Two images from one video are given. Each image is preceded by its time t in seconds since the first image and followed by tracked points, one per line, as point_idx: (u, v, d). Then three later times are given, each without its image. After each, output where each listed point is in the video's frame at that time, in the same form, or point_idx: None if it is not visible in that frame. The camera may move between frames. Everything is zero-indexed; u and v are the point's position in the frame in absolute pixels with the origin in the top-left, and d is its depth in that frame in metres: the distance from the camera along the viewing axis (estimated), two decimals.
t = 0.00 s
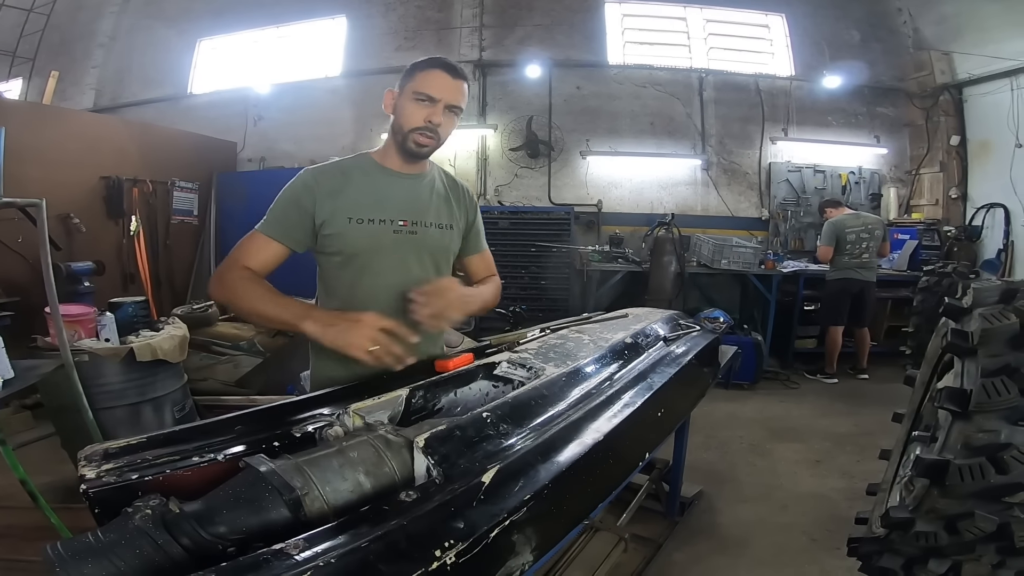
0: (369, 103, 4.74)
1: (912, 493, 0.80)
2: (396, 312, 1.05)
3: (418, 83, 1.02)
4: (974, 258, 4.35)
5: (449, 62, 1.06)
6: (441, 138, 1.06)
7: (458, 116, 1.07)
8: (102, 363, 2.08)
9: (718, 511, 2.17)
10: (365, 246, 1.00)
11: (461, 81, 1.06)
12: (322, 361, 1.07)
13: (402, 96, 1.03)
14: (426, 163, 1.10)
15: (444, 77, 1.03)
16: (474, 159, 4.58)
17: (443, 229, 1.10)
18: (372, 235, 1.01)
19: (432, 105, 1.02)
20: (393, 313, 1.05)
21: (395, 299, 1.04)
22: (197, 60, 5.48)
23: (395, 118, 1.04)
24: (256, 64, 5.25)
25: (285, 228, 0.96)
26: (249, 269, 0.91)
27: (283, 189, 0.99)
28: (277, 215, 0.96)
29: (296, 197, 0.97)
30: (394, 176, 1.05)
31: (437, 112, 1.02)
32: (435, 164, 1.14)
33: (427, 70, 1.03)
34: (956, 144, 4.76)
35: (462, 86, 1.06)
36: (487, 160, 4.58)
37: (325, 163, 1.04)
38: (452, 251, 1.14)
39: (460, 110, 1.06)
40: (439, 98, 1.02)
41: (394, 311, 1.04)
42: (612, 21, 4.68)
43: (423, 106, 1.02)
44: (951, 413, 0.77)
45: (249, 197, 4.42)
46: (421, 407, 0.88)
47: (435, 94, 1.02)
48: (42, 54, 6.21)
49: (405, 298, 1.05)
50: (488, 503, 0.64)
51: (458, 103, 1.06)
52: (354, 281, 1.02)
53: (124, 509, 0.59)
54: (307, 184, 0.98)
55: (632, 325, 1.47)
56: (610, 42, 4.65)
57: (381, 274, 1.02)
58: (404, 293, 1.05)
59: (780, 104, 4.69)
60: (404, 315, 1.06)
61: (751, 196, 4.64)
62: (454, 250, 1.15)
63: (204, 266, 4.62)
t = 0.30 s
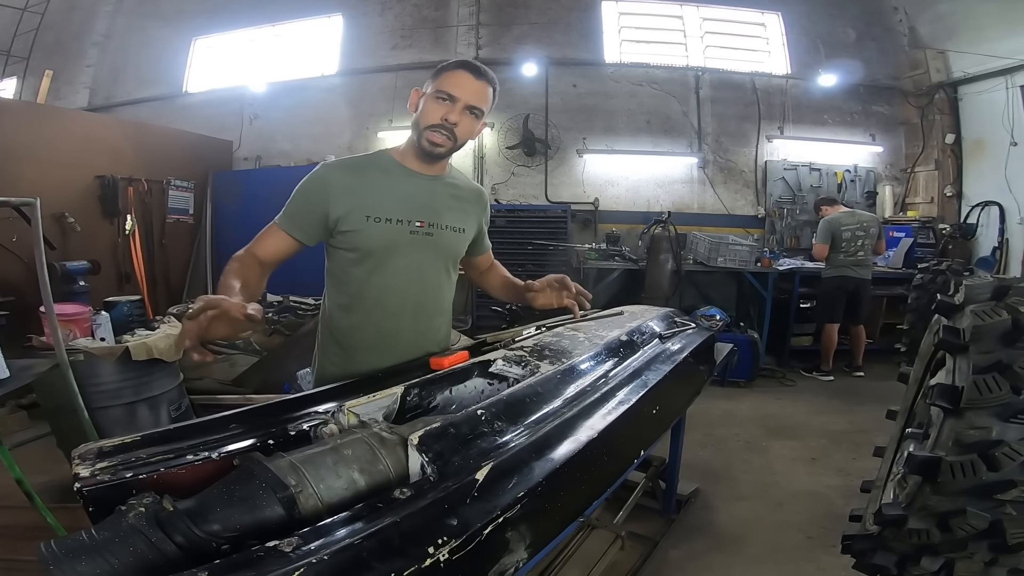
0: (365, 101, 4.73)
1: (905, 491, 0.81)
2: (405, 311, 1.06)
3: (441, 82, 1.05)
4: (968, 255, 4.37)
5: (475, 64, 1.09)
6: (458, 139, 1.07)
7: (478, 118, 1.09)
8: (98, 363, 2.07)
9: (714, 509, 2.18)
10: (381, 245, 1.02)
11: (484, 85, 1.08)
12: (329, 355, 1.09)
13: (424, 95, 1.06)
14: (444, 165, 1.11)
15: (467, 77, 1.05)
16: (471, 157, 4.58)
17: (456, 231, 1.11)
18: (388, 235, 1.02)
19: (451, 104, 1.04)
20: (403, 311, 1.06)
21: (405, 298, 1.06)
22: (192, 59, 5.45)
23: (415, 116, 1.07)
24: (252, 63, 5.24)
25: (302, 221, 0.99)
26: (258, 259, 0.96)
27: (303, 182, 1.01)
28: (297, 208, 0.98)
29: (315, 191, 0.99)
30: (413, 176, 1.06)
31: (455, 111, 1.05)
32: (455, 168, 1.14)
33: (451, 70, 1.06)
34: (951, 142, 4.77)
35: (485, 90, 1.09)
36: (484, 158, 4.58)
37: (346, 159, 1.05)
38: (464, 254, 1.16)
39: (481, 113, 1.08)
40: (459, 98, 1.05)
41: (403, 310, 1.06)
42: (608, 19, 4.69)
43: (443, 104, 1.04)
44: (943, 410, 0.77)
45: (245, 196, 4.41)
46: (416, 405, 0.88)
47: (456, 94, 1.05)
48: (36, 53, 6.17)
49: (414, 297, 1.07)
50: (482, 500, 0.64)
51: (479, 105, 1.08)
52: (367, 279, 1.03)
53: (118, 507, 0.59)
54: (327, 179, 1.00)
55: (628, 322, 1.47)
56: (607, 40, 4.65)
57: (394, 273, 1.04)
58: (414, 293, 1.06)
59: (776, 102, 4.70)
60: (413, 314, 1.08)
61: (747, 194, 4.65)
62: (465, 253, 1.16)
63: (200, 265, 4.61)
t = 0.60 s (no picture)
0: (361, 100, 4.71)
1: (903, 487, 0.81)
2: (408, 312, 1.06)
3: (445, 85, 1.02)
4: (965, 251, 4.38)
5: (480, 63, 1.04)
6: (463, 143, 1.04)
7: (484, 121, 1.05)
8: (93, 363, 2.06)
9: (712, 506, 2.18)
10: (386, 246, 1.01)
11: (490, 87, 1.04)
12: (329, 350, 1.09)
13: (428, 98, 1.03)
14: (450, 167, 1.09)
15: (472, 80, 1.01)
16: (468, 154, 4.56)
17: (459, 233, 1.10)
18: (393, 237, 1.01)
19: (455, 109, 1.01)
20: (406, 313, 1.06)
21: (409, 299, 1.05)
22: (187, 58, 5.43)
23: (419, 120, 1.04)
24: (248, 61, 5.21)
25: (310, 222, 0.96)
26: (283, 279, 0.93)
27: (309, 179, 0.99)
28: (303, 207, 0.96)
29: (322, 190, 0.97)
30: (419, 177, 1.05)
31: (459, 116, 1.01)
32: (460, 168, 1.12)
33: (455, 72, 1.02)
34: (948, 138, 4.77)
35: (492, 91, 1.04)
36: (481, 155, 4.57)
37: (351, 155, 1.03)
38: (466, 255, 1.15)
39: (486, 116, 1.04)
40: (462, 102, 1.01)
41: (406, 311, 1.06)
42: (604, 16, 4.67)
43: (446, 109, 1.01)
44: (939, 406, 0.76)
45: (241, 195, 4.39)
46: (410, 403, 0.86)
47: (460, 97, 1.01)
48: (30, 53, 6.13)
49: (417, 299, 1.07)
50: (474, 498, 0.64)
51: (485, 108, 1.04)
52: (372, 280, 1.02)
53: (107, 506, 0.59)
54: (334, 178, 0.98)
55: (624, 319, 1.47)
56: (604, 37, 4.64)
57: (398, 275, 1.03)
58: (417, 294, 1.06)
59: (773, 98, 4.70)
60: (416, 315, 1.08)
61: (744, 190, 4.64)
62: (466, 253, 1.15)
63: (197, 264, 4.59)
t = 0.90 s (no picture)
0: (357, 95, 4.67)
1: (901, 486, 0.79)
2: (399, 309, 1.04)
3: (434, 76, 0.99)
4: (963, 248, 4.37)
5: (470, 54, 1.02)
6: (455, 136, 1.02)
7: (475, 113, 1.04)
8: (84, 359, 2.04)
9: (708, 503, 2.17)
10: (375, 242, 0.99)
11: (481, 79, 1.02)
12: (319, 350, 1.07)
13: (418, 90, 1.01)
14: (439, 161, 1.07)
15: (463, 71, 0.99)
16: (465, 150, 4.53)
17: (450, 227, 1.08)
18: (381, 232, 0.99)
19: (446, 101, 0.99)
20: (396, 310, 1.04)
21: (399, 295, 1.03)
22: (181, 53, 5.38)
23: (408, 113, 1.02)
24: (243, 56, 5.17)
25: (296, 218, 0.94)
26: (269, 274, 0.92)
27: (294, 174, 0.97)
28: (287, 204, 0.94)
29: (307, 186, 0.95)
30: (407, 169, 1.03)
31: (450, 109, 1.00)
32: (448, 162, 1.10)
33: (445, 63, 1.00)
34: (946, 134, 4.77)
35: (483, 82, 1.02)
36: (478, 150, 4.53)
37: (336, 150, 1.01)
38: (457, 249, 1.13)
39: (477, 108, 1.02)
40: (453, 93, 0.99)
41: (397, 308, 1.04)
42: (602, 11, 4.64)
43: (437, 101, 0.99)
44: (940, 403, 0.75)
45: (236, 190, 4.35)
46: (400, 398, 0.85)
47: (451, 89, 0.99)
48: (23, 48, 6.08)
49: (408, 295, 1.05)
50: (460, 496, 0.62)
51: (476, 100, 1.02)
52: (360, 277, 1.01)
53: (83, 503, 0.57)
54: (319, 172, 0.96)
55: (619, 313, 1.45)
56: (602, 32, 4.61)
57: (388, 271, 1.01)
58: (408, 290, 1.04)
59: (771, 94, 4.68)
60: (407, 312, 1.06)
61: (742, 186, 4.63)
62: (458, 248, 1.13)
63: (192, 260, 4.56)
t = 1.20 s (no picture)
0: (355, 93, 4.64)
1: (907, 490, 0.76)
2: (373, 305, 1.01)
3: (406, 63, 0.95)
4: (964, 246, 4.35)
5: (442, 38, 0.98)
6: (427, 126, 0.99)
7: (448, 101, 1.00)
8: (77, 357, 2.02)
9: (708, 503, 2.15)
10: (341, 237, 0.96)
11: (454, 65, 0.98)
12: (298, 355, 1.05)
13: (387, 76, 0.96)
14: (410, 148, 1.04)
15: (435, 58, 0.95)
16: (463, 147, 4.49)
17: (425, 217, 1.04)
18: (347, 225, 0.96)
19: (419, 90, 0.95)
20: (371, 306, 1.01)
21: (372, 290, 1.00)
22: (178, 51, 5.35)
23: (378, 100, 0.97)
24: (240, 54, 5.14)
25: (255, 217, 0.93)
26: (244, 277, 0.93)
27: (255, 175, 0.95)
28: (248, 205, 0.93)
29: (267, 185, 0.94)
30: (372, 160, 1.00)
31: (423, 98, 0.96)
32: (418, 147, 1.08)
33: (416, 48, 0.95)
34: (947, 132, 4.75)
35: (455, 69, 0.98)
36: (476, 148, 4.50)
37: (298, 146, 0.99)
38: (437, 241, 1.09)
39: (450, 96, 0.99)
40: (426, 82, 0.95)
41: (370, 304, 1.01)
42: (601, 8, 4.61)
43: (410, 90, 0.95)
44: (949, 403, 0.74)
45: (233, 187, 4.33)
46: (391, 398, 0.81)
47: (423, 77, 0.95)
48: (19, 47, 6.04)
49: (382, 290, 1.01)
50: (447, 501, 0.60)
51: (449, 87, 0.99)
52: (329, 274, 0.97)
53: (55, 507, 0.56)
54: (278, 169, 0.94)
55: (618, 311, 1.42)
56: (600, 28, 4.58)
57: (357, 266, 0.98)
58: (381, 284, 1.01)
59: (771, 91, 4.65)
60: (382, 308, 1.02)
61: (742, 183, 4.60)
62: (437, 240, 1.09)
63: (188, 259, 4.52)
